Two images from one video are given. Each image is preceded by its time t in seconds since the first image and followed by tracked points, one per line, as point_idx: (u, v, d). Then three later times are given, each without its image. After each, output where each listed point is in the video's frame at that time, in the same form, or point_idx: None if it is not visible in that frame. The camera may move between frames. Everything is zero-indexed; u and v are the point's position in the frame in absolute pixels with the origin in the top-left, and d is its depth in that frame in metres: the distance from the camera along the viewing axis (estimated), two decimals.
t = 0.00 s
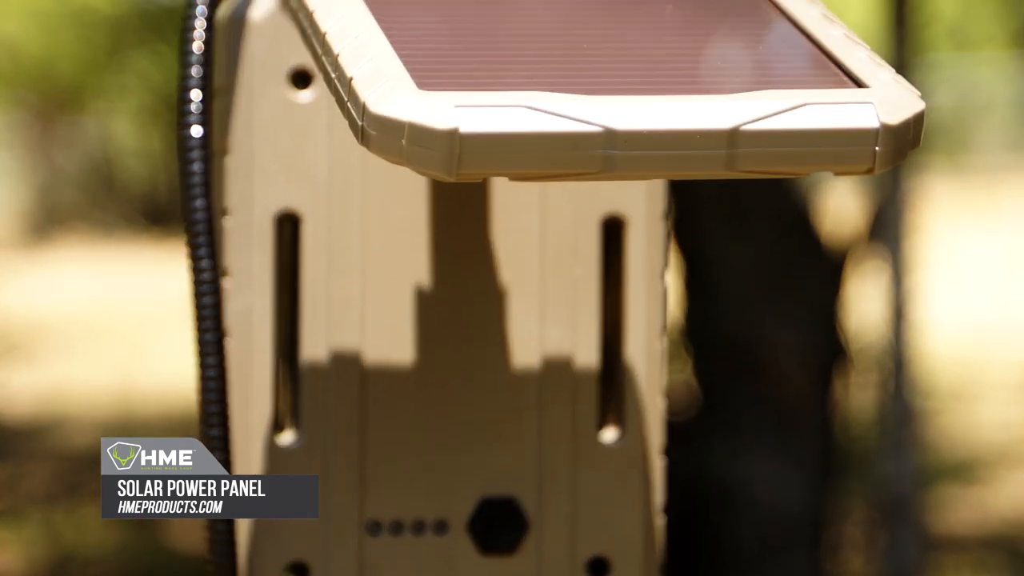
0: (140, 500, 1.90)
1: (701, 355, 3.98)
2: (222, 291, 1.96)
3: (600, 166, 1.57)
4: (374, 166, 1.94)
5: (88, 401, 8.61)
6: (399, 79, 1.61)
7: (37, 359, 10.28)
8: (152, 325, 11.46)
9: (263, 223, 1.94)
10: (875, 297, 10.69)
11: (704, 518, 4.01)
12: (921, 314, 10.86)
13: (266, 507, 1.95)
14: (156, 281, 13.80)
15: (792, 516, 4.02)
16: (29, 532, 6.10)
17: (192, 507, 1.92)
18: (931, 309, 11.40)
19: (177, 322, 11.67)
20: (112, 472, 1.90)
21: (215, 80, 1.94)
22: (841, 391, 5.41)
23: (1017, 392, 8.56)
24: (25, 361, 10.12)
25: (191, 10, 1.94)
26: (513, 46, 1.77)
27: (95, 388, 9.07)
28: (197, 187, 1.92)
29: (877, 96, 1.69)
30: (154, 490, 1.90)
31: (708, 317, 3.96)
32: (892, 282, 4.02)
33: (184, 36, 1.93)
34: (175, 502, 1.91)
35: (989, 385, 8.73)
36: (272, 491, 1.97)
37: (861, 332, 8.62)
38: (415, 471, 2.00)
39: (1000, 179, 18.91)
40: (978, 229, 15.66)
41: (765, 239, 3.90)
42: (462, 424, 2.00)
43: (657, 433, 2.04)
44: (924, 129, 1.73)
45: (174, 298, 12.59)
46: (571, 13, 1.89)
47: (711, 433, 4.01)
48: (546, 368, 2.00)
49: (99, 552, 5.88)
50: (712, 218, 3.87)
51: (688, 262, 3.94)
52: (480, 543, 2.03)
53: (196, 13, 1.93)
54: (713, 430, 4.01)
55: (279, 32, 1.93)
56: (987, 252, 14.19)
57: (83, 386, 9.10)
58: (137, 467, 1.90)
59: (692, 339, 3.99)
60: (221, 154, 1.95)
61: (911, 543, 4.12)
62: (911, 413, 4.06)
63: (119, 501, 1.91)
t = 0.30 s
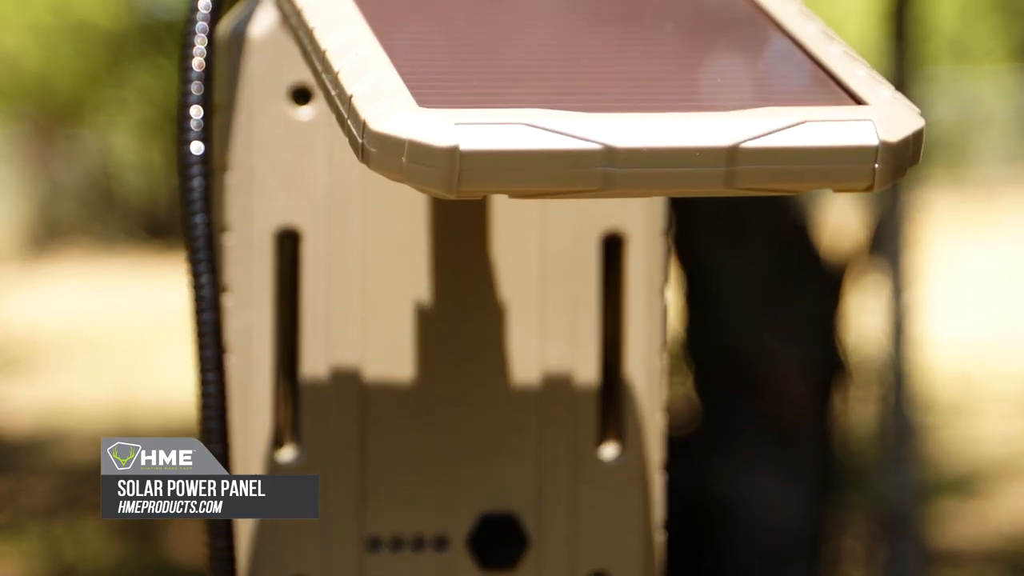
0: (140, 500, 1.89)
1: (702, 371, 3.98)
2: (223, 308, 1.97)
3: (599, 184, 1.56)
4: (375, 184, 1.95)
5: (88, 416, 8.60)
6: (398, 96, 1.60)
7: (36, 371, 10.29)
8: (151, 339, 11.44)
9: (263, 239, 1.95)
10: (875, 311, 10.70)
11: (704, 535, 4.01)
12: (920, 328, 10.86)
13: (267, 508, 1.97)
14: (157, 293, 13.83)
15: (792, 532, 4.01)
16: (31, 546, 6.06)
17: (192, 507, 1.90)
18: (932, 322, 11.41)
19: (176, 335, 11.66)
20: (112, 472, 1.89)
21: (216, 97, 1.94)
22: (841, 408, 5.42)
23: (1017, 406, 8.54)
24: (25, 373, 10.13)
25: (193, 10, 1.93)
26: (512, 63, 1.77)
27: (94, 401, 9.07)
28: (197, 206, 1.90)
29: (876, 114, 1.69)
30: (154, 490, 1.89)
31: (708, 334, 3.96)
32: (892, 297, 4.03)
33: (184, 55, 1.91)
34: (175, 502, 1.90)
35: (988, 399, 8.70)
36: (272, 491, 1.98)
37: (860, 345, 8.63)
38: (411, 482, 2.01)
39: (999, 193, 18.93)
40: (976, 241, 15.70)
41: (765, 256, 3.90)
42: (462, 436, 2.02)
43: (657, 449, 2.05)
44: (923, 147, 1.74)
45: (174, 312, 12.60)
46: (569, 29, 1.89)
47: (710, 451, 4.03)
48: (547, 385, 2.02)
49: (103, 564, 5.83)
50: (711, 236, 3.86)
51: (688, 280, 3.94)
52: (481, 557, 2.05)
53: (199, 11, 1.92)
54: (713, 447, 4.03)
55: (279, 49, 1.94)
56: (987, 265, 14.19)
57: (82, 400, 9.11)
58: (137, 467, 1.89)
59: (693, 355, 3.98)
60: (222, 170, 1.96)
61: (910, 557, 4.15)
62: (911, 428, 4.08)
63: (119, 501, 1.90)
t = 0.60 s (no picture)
0: (140, 500, 1.87)
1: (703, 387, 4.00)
2: (223, 325, 1.97)
3: (598, 202, 1.56)
4: (374, 203, 1.96)
5: (87, 431, 8.58)
6: (397, 113, 1.60)
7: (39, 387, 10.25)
8: (152, 354, 11.43)
9: (263, 256, 1.96)
10: (874, 325, 10.71)
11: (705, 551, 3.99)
12: (920, 342, 10.86)
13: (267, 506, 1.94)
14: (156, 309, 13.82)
15: (792, 546, 4.00)
16: (29, 562, 6.02)
17: (192, 507, 1.88)
18: (931, 337, 11.42)
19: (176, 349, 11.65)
20: (112, 472, 1.87)
21: (216, 115, 1.94)
22: (842, 424, 5.42)
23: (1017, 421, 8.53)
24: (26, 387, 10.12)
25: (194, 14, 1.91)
26: (509, 78, 1.77)
27: (94, 416, 9.05)
28: (197, 223, 1.89)
29: (875, 132, 1.69)
30: (154, 490, 1.87)
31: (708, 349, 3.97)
32: (891, 312, 4.03)
33: (184, 74, 1.91)
34: (175, 502, 1.87)
35: (988, 414, 8.69)
36: (272, 491, 1.96)
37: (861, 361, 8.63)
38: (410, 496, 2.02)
39: (999, 209, 18.96)
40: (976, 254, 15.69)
41: (766, 273, 3.91)
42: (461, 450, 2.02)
43: (656, 466, 2.06)
44: (921, 165, 1.73)
45: (176, 328, 12.60)
46: (565, 39, 1.89)
47: (710, 466, 4.03)
48: (546, 402, 2.02)
49: None
50: (711, 252, 3.86)
51: (689, 297, 3.94)
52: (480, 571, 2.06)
53: (201, 12, 1.90)
54: (713, 462, 4.03)
55: (279, 66, 1.94)
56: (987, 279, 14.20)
57: (80, 413, 9.09)
58: (137, 467, 1.86)
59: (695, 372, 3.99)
60: (222, 187, 1.96)
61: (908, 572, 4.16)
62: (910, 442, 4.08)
63: (119, 501, 1.87)
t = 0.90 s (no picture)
0: (140, 500, 1.83)
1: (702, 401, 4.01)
2: (223, 343, 1.97)
3: (598, 221, 1.55)
4: (375, 223, 1.96)
5: (87, 446, 8.56)
6: (396, 132, 1.59)
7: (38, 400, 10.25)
8: (152, 369, 11.42)
9: (263, 273, 1.96)
10: (874, 340, 10.72)
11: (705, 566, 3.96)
12: (920, 357, 10.87)
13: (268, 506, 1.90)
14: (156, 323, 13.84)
15: (792, 561, 4.00)
16: None
17: (192, 507, 1.85)
18: (931, 352, 11.43)
19: (176, 362, 11.67)
20: (111, 472, 1.83)
21: (215, 133, 1.94)
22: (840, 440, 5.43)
23: (1017, 435, 8.54)
24: (26, 400, 10.13)
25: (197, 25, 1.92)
26: (510, 91, 1.75)
27: (93, 430, 9.03)
28: (197, 242, 1.89)
29: (874, 150, 1.69)
30: (154, 490, 1.83)
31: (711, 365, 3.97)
32: (891, 327, 4.04)
33: (184, 92, 1.91)
34: (175, 502, 1.84)
35: (988, 428, 8.70)
36: (272, 491, 1.93)
37: (860, 375, 8.66)
38: (405, 509, 2.03)
39: (997, 225, 18.98)
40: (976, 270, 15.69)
41: (767, 291, 3.92)
42: (458, 464, 2.03)
43: (656, 484, 2.07)
44: (920, 184, 1.73)
45: (176, 342, 12.63)
46: (565, 48, 1.88)
47: (710, 482, 4.03)
48: (546, 419, 2.03)
49: None
50: (711, 272, 3.85)
51: (690, 315, 3.94)
52: None
53: (203, 24, 1.91)
54: (714, 478, 4.02)
55: (278, 84, 1.94)
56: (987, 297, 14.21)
57: (80, 428, 9.08)
58: (137, 467, 1.83)
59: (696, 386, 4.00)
60: (221, 206, 1.96)
61: None
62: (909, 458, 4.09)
63: (118, 501, 1.83)
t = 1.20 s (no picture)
0: (140, 500, 1.85)
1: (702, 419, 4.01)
2: (223, 361, 1.97)
3: (597, 240, 1.54)
4: (375, 241, 1.97)
5: (86, 460, 8.55)
6: (397, 151, 1.57)
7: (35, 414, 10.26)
8: (151, 383, 11.43)
9: (263, 292, 1.96)
10: (874, 354, 10.73)
11: None
12: (921, 371, 10.87)
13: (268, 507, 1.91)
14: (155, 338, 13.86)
15: None
16: None
17: (192, 507, 1.87)
18: (932, 366, 11.43)
19: (176, 376, 11.66)
20: (112, 472, 1.85)
21: (215, 150, 1.94)
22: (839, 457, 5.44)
23: (1017, 449, 8.54)
24: (26, 415, 10.12)
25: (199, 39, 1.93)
26: (509, 106, 1.76)
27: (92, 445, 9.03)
28: (198, 260, 1.89)
29: (874, 168, 1.68)
30: (154, 490, 1.85)
31: (713, 381, 3.96)
32: (891, 343, 4.05)
33: (185, 110, 1.91)
34: (175, 502, 1.86)
35: (988, 442, 8.69)
36: (271, 492, 1.94)
37: (860, 390, 8.68)
38: (404, 522, 2.03)
39: (999, 237, 18.96)
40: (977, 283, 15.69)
41: (766, 307, 3.92)
42: (458, 477, 2.04)
43: (657, 500, 2.08)
44: (920, 202, 1.73)
45: (177, 356, 12.63)
46: (565, 64, 1.89)
47: (712, 496, 4.04)
48: (546, 436, 2.04)
49: None
50: (716, 285, 3.87)
51: (692, 330, 3.95)
52: None
53: (203, 42, 1.92)
54: (716, 493, 4.04)
55: (278, 102, 1.94)
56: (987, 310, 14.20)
57: (79, 442, 9.07)
58: (137, 467, 1.85)
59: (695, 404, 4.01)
60: (221, 224, 1.96)
61: None
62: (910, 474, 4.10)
63: (119, 501, 1.85)
